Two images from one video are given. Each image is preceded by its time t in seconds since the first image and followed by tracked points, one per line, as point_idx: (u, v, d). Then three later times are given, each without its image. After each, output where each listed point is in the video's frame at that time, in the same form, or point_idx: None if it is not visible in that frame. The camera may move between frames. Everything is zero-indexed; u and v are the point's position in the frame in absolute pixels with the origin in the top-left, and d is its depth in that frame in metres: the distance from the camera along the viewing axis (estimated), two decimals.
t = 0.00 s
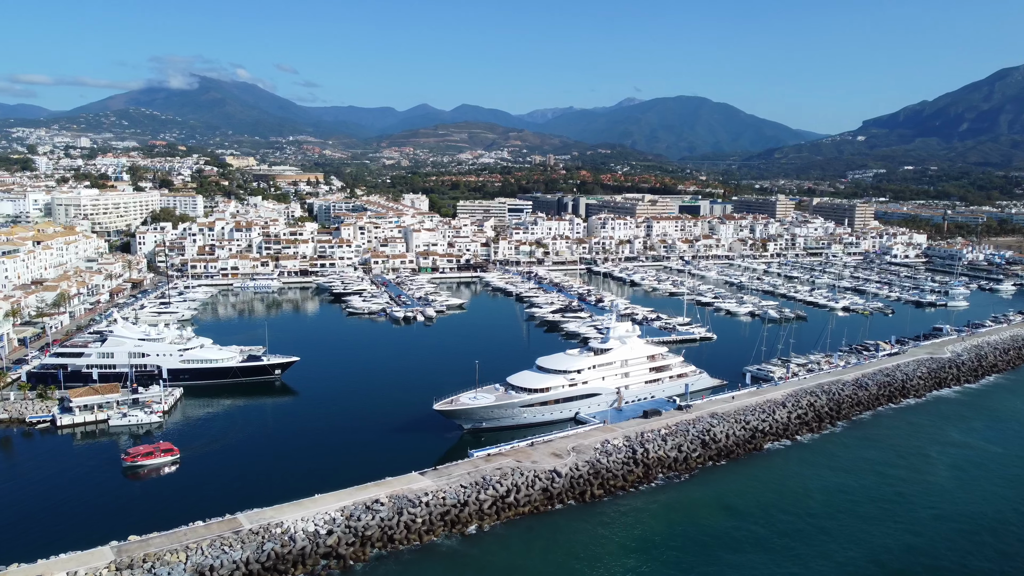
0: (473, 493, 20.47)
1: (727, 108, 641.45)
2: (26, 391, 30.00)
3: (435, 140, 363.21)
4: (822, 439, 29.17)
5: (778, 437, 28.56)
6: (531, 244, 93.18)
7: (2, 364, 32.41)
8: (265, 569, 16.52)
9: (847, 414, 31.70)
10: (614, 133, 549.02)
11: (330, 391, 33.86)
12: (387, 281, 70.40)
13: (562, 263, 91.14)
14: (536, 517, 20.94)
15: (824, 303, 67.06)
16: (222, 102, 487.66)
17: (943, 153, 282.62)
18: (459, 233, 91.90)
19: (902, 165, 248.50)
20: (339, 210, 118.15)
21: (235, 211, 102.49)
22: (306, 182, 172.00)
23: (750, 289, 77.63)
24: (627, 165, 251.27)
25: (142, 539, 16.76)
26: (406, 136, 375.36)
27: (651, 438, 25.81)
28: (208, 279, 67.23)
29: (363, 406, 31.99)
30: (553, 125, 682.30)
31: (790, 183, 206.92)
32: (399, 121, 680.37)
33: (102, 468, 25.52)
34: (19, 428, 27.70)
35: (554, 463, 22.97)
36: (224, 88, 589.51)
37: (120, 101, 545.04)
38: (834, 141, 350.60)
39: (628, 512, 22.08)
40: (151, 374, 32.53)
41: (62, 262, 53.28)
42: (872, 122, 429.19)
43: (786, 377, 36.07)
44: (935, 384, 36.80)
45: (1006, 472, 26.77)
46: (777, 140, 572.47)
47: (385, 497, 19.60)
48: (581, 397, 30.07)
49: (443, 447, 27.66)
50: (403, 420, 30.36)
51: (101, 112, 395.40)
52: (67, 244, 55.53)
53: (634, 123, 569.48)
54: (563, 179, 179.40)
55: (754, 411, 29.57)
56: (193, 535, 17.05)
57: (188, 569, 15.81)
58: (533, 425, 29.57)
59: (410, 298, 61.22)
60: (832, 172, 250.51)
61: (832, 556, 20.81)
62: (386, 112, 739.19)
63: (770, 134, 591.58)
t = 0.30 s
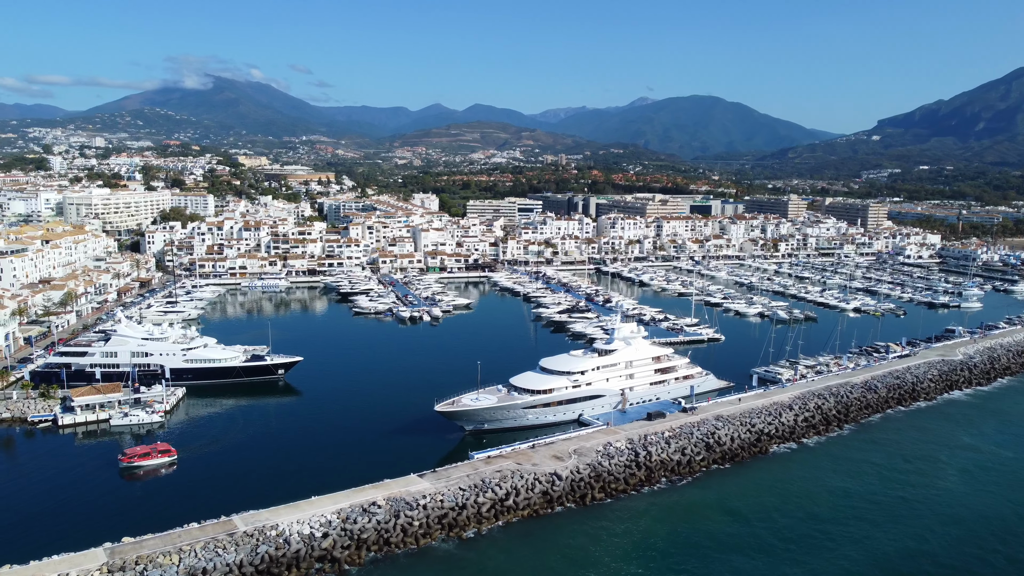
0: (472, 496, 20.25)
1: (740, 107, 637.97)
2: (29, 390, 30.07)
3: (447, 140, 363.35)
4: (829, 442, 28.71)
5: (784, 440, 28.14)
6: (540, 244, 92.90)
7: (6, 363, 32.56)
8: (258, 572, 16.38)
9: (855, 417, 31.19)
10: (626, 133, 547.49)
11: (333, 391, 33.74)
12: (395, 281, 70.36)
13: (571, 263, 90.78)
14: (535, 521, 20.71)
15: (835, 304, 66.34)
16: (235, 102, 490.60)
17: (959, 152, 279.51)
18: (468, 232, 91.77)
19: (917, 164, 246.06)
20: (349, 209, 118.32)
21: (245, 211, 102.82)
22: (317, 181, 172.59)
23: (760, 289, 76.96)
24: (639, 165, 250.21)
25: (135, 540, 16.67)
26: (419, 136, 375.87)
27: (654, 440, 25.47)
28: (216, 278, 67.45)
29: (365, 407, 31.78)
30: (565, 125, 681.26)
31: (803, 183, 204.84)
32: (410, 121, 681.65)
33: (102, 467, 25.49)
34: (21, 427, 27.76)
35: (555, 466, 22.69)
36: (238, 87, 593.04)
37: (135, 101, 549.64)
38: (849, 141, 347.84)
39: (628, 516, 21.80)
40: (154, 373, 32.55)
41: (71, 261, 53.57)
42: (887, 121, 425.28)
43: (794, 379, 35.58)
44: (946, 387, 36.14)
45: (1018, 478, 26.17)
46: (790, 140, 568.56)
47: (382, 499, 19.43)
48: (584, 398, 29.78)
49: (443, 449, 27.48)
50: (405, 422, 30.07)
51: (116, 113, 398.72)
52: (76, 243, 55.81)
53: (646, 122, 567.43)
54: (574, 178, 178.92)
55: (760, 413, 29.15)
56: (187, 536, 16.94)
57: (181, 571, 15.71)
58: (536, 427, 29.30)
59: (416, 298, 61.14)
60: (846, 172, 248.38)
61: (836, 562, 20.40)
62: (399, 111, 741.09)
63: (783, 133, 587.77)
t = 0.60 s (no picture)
0: (467, 499, 20.05)
1: (750, 108, 635.43)
2: (28, 390, 30.08)
3: (456, 140, 363.47)
4: (832, 446, 28.28)
5: (786, 443, 27.74)
6: (546, 244, 92.67)
7: (6, 363, 32.56)
8: None
9: (859, 419, 30.75)
10: (634, 133, 546.21)
11: (333, 392, 33.55)
12: (399, 280, 70.31)
13: (576, 263, 90.52)
14: (531, 524, 20.46)
15: (842, 305, 65.80)
16: (245, 102, 492.60)
17: (971, 152, 277.27)
18: (473, 232, 91.65)
19: (929, 164, 244.28)
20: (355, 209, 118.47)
21: (251, 210, 103.06)
22: (325, 181, 173.11)
23: (767, 290, 76.45)
24: (647, 164, 249.52)
25: (125, 543, 16.54)
26: (427, 136, 376.29)
27: (654, 443, 25.16)
28: (220, 278, 67.58)
29: (364, 407, 31.60)
30: (574, 125, 680.59)
31: (813, 183, 204.21)
32: (419, 121, 682.52)
33: (98, 467, 25.42)
34: (19, 428, 27.71)
35: (552, 469, 22.45)
36: (248, 87, 595.42)
37: (146, 102, 552.91)
38: (859, 141, 345.75)
39: (627, 519, 21.56)
40: (154, 374, 32.53)
41: (75, 260, 53.75)
42: (898, 121, 422.50)
43: (797, 381, 35.18)
44: (952, 389, 35.62)
45: None
46: (800, 139, 565.72)
47: (376, 502, 19.24)
48: (584, 400, 29.52)
49: (442, 450, 27.27)
50: (404, 422, 29.86)
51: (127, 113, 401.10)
52: (81, 242, 56.01)
53: (655, 122, 565.91)
54: (582, 178, 178.57)
55: (762, 416, 28.79)
56: (178, 539, 16.79)
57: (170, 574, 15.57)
58: (535, 429, 29.05)
59: (420, 298, 61.02)
60: (856, 172, 246.92)
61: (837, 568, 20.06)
62: (407, 112, 742.62)
63: (793, 133, 585.05)
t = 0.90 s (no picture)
0: (466, 502, 19.82)
1: (764, 107, 631.39)
2: (33, 389, 30.22)
3: (469, 140, 363.49)
4: (839, 449, 27.80)
5: (793, 447, 27.30)
6: (555, 244, 92.35)
7: (12, 362, 32.68)
8: None
9: (868, 423, 30.22)
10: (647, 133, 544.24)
11: (336, 392, 33.40)
12: (407, 280, 70.25)
13: (586, 263, 90.17)
14: (530, 528, 20.19)
15: (855, 306, 65.04)
16: (260, 102, 495.68)
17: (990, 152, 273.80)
18: (483, 232, 91.47)
19: (946, 164, 241.49)
20: (365, 209, 118.66)
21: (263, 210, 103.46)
22: (337, 181, 173.65)
23: (778, 290, 75.74)
24: (660, 164, 248.37)
25: (119, 545, 16.45)
26: (440, 135, 376.73)
27: (657, 446, 24.82)
28: (230, 277, 67.84)
29: (367, 408, 31.33)
30: (586, 125, 679.15)
31: (827, 183, 203.42)
32: (431, 121, 683.47)
33: (99, 467, 25.43)
34: (22, 427, 27.75)
35: (553, 472, 22.18)
36: (262, 87, 599.18)
37: (162, 102, 557.53)
38: (875, 141, 342.43)
39: (629, 523, 21.24)
40: (158, 373, 32.55)
41: (85, 260, 54.10)
42: (914, 121, 418.10)
43: (806, 384, 34.67)
44: (965, 393, 34.95)
45: None
46: (815, 139, 561.18)
47: (374, 505, 19.07)
48: (588, 402, 29.24)
49: (444, 452, 27.04)
50: (408, 423, 29.71)
51: (143, 113, 404.73)
52: (91, 242, 56.32)
53: (668, 122, 563.60)
54: (594, 178, 177.88)
55: (768, 419, 28.35)
56: (172, 541, 16.72)
57: None
58: (539, 431, 28.76)
59: (427, 298, 60.91)
60: (872, 172, 244.54)
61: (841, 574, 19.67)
62: (420, 112, 744.24)
63: (807, 133, 580.63)
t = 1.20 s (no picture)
0: (466, 505, 19.60)
1: (781, 107, 626.73)
2: (39, 388, 30.39)
3: (484, 140, 363.57)
4: (850, 453, 27.28)
5: (802, 451, 26.80)
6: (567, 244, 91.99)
7: (20, 360, 32.89)
8: None
9: (879, 427, 29.66)
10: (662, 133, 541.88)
11: (342, 393, 33.27)
12: (417, 280, 70.21)
13: (598, 263, 89.75)
14: (532, 532, 19.93)
15: (869, 308, 64.16)
16: (276, 103, 499.15)
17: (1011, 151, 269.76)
18: (494, 232, 91.33)
19: (966, 164, 238.23)
20: (378, 208, 118.90)
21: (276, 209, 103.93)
22: (351, 180, 174.31)
23: (791, 291, 74.94)
24: (675, 164, 247.08)
25: (115, 546, 16.41)
26: (455, 135, 377.19)
27: (663, 450, 24.46)
28: (241, 277, 68.17)
29: (371, 408, 31.16)
30: (601, 125, 677.39)
31: (844, 183, 201.64)
32: (448, 122, 684.66)
33: (103, 465, 25.47)
34: (27, 425, 27.86)
35: (555, 475, 21.91)
36: (278, 88, 603.12)
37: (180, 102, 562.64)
38: (894, 140, 338.51)
39: (632, 527, 20.91)
40: (164, 373, 32.64)
41: (96, 259, 54.52)
42: (934, 121, 412.92)
43: (817, 387, 34.10)
44: (981, 397, 34.21)
45: None
46: (832, 139, 555.82)
47: (373, 507, 18.91)
48: (594, 404, 28.91)
49: (447, 453, 26.83)
50: (411, 423, 29.55)
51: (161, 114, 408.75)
52: (103, 241, 56.76)
53: (683, 121, 560.89)
54: (608, 178, 177.23)
55: (777, 422, 27.88)
56: (169, 543, 16.64)
57: None
58: (544, 433, 28.48)
59: (436, 299, 60.82)
60: (890, 172, 241.79)
61: None
62: (435, 112, 745.97)
63: (825, 132, 575.24)
